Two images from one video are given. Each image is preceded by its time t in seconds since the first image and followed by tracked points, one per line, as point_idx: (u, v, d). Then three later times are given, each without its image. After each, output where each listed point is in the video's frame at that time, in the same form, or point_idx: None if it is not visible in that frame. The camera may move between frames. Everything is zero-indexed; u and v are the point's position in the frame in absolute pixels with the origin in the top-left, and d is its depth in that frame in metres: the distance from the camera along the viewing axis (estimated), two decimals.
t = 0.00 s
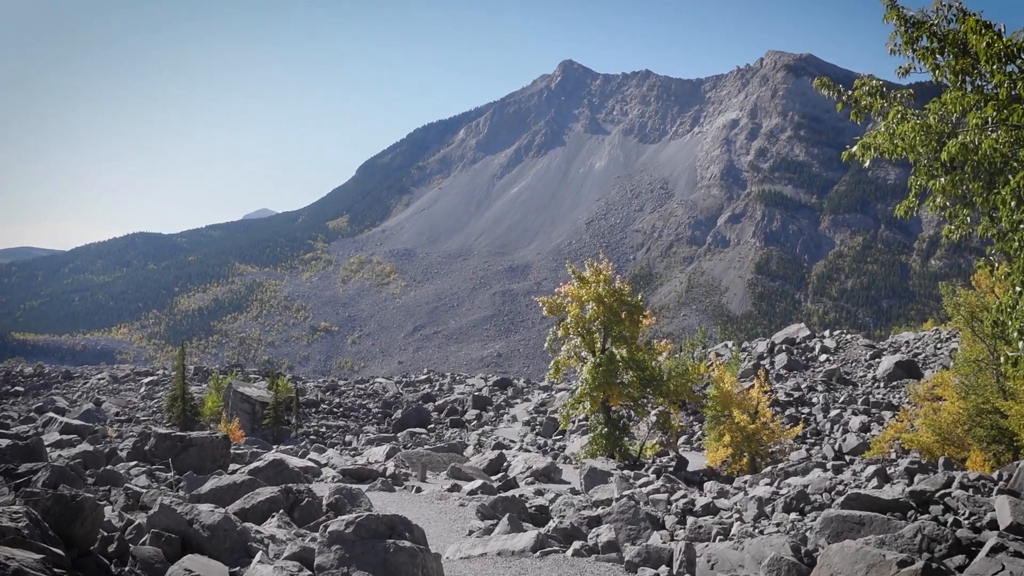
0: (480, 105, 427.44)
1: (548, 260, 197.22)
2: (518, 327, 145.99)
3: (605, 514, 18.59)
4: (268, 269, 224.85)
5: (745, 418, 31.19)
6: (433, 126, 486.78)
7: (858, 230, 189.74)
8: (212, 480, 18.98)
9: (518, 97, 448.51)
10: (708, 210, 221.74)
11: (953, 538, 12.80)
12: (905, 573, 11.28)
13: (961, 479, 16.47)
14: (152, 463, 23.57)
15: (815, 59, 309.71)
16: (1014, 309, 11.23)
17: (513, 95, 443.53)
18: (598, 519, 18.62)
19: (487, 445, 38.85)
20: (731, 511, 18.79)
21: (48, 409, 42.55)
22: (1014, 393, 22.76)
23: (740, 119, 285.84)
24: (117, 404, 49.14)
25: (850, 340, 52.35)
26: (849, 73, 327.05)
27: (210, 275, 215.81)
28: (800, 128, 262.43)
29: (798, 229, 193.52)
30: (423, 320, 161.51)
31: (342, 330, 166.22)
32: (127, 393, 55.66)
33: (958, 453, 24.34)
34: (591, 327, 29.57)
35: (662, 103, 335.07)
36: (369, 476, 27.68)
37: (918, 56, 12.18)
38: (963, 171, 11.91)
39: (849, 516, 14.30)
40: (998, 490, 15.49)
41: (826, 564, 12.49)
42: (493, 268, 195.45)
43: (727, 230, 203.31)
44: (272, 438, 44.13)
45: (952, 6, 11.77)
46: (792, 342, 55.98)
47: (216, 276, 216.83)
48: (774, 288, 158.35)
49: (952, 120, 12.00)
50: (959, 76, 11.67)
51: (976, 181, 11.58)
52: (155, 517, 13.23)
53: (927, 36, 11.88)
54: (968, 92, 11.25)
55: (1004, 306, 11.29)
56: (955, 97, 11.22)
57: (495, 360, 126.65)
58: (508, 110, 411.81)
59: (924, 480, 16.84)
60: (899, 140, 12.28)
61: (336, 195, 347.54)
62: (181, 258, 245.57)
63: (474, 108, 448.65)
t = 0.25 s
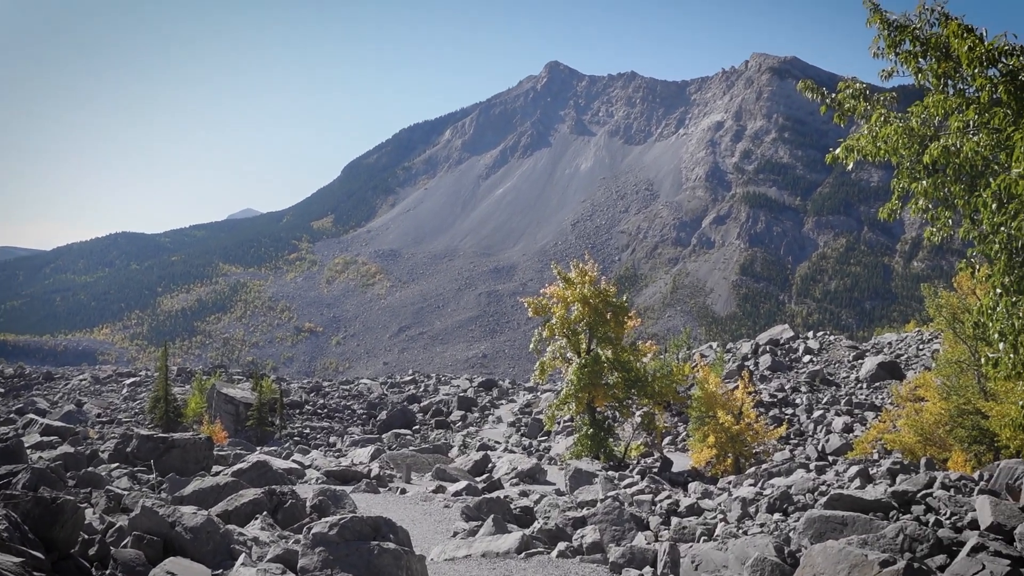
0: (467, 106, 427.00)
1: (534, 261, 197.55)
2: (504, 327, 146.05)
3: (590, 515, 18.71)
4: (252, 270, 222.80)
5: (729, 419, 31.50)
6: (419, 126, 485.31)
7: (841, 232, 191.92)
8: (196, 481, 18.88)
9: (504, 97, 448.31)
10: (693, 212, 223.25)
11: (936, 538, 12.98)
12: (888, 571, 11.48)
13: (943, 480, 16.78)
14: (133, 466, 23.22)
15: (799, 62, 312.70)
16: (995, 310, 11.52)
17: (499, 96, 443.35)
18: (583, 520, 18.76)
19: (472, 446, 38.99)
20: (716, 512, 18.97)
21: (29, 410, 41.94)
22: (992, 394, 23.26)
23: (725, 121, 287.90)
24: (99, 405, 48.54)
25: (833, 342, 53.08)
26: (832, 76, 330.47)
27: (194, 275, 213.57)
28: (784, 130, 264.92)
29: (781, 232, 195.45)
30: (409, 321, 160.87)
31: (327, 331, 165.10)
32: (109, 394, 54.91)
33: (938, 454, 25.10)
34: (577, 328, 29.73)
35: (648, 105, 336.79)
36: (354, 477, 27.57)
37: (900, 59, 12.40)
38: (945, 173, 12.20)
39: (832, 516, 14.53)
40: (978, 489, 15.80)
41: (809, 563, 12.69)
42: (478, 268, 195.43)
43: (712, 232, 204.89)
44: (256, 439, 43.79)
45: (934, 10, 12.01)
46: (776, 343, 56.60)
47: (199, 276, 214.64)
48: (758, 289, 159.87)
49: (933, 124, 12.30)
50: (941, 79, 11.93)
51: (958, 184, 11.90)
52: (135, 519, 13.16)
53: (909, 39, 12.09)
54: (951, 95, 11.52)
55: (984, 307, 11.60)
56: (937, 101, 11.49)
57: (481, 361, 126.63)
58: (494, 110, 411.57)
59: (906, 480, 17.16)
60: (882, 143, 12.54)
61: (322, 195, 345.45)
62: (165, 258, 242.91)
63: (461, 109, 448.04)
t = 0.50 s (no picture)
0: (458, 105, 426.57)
1: (525, 261, 197.70)
2: (494, 327, 146.07)
3: (580, 515, 18.79)
4: (242, 269, 221.38)
5: (719, 419, 31.69)
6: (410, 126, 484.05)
7: (830, 232, 193.24)
8: (184, 481, 18.79)
9: (495, 96, 447.98)
10: (683, 212, 224.10)
11: (924, 537, 13.12)
12: (875, 570, 11.66)
13: (931, 479, 16.98)
14: (121, 466, 23.01)
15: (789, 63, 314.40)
16: (982, 313, 11.70)
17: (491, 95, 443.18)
18: (573, 519, 18.86)
19: (462, 445, 38.97)
20: (705, 511, 19.12)
21: (15, 410, 41.54)
22: (980, 394, 23.55)
23: (716, 121, 289.18)
24: (87, 405, 48.17)
25: (822, 341, 53.47)
26: (822, 77, 332.45)
27: (183, 274, 212.26)
28: (774, 131, 266.31)
29: (771, 232, 196.61)
30: (399, 320, 160.79)
31: (317, 330, 164.48)
32: (96, 394, 54.45)
33: (927, 453, 25.38)
34: (568, 328, 29.80)
35: (638, 105, 337.42)
36: (343, 477, 27.52)
37: (889, 61, 12.53)
38: (934, 174, 12.38)
39: (820, 515, 14.68)
40: (965, 488, 16.00)
41: (797, 562, 12.84)
42: (469, 268, 195.42)
43: (702, 232, 205.84)
44: (245, 439, 43.58)
45: (923, 11, 12.14)
46: (765, 343, 56.91)
47: (188, 275, 213.24)
48: (747, 289, 160.78)
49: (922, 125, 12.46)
50: (930, 80, 12.09)
51: (946, 185, 12.10)
52: (123, 519, 13.10)
53: (900, 41, 12.20)
54: (939, 97, 11.67)
55: (971, 309, 11.75)
56: (926, 102, 11.65)
57: (471, 361, 126.56)
58: (485, 109, 411.14)
59: (895, 479, 17.37)
60: (872, 143, 12.64)
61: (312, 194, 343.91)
62: (153, 257, 241.14)
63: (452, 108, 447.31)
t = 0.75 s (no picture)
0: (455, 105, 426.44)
1: (522, 260, 197.68)
2: (491, 327, 146.02)
3: (576, 515, 18.80)
4: (238, 268, 220.76)
5: (716, 418, 31.76)
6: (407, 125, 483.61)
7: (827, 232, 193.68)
8: (180, 481, 18.73)
9: (491, 96, 448.02)
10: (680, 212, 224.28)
11: (919, 536, 13.15)
12: (870, 570, 11.70)
13: (926, 478, 17.04)
14: (116, 466, 22.91)
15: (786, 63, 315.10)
16: (978, 312, 11.70)
17: (488, 95, 443.06)
18: (569, 518, 18.90)
19: (459, 445, 38.93)
20: (701, 511, 19.15)
21: (10, 409, 41.35)
22: (976, 393, 23.65)
23: (712, 121, 289.58)
24: (82, 404, 48.02)
25: (818, 341, 53.61)
26: (818, 78, 333.35)
27: (179, 273, 211.77)
28: (771, 131, 266.82)
29: (768, 232, 196.97)
30: (395, 320, 160.49)
31: (313, 330, 164.08)
32: (92, 393, 54.23)
33: (922, 452, 25.48)
34: (565, 327, 29.82)
35: (635, 104, 337.58)
36: (339, 477, 27.50)
37: (885, 62, 12.58)
38: (930, 174, 12.45)
39: (816, 515, 14.73)
40: (961, 488, 16.05)
41: (793, 562, 12.88)
42: (466, 267, 195.43)
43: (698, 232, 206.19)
44: (241, 439, 43.48)
45: (920, 12, 12.20)
46: (762, 343, 57.00)
47: (185, 274, 212.66)
48: (744, 289, 161.10)
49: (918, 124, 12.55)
50: (926, 80, 12.15)
51: (942, 185, 12.16)
52: (118, 519, 13.06)
53: (895, 41, 12.26)
54: (936, 97, 11.73)
55: (968, 308, 11.73)
56: (922, 102, 11.72)
57: (468, 360, 126.50)
58: (482, 109, 410.94)
59: (891, 480, 17.39)
60: (867, 143, 12.68)
61: (309, 193, 343.29)
62: (149, 256, 240.53)
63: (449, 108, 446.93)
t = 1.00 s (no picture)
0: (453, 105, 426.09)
1: (520, 260, 197.69)
2: (489, 327, 145.99)
3: (575, 514, 18.81)
4: (236, 268, 220.36)
5: (714, 418, 31.80)
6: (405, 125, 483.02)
7: (825, 232, 193.85)
8: (178, 481, 18.72)
9: (489, 95, 447.80)
10: (678, 211, 224.39)
11: (917, 535, 13.17)
12: (869, 570, 11.72)
13: (924, 478, 17.08)
14: (115, 466, 22.85)
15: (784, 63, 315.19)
16: (977, 311, 11.70)
17: (486, 94, 442.73)
18: (567, 518, 18.92)
19: (457, 445, 38.89)
20: (700, 510, 19.17)
21: (7, 409, 41.30)
22: (973, 392, 23.74)
23: (711, 121, 289.52)
24: (80, 404, 47.95)
25: (816, 341, 53.65)
26: (816, 77, 333.59)
27: (176, 273, 211.52)
28: (769, 130, 266.87)
29: (766, 231, 197.11)
30: (393, 319, 160.36)
31: (311, 329, 163.92)
32: (89, 393, 54.16)
33: (920, 452, 25.57)
34: (563, 327, 29.81)
35: (633, 104, 337.36)
36: (337, 477, 27.48)
37: (883, 61, 12.59)
38: (927, 174, 12.46)
39: (814, 514, 14.76)
40: (959, 488, 16.08)
41: (791, 561, 12.94)
42: (464, 267, 195.39)
43: (697, 231, 206.36)
44: (239, 438, 43.40)
45: (918, 12, 12.22)
46: (760, 342, 57.01)
47: (183, 274, 212.46)
48: (742, 288, 161.37)
49: (915, 125, 12.58)
50: (925, 80, 12.15)
51: (940, 184, 12.18)
52: (117, 519, 13.05)
53: (893, 41, 12.27)
54: (935, 96, 11.73)
55: (967, 308, 11.74)
56: (920, 102, 11.72)
57: (466, 360, 126.43)
58: (480, 108, 410.57)
59: (890, 479, 17.41)
60: (866, 143, 12.69)
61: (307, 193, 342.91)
62: (147, 255, 240.22)
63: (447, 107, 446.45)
